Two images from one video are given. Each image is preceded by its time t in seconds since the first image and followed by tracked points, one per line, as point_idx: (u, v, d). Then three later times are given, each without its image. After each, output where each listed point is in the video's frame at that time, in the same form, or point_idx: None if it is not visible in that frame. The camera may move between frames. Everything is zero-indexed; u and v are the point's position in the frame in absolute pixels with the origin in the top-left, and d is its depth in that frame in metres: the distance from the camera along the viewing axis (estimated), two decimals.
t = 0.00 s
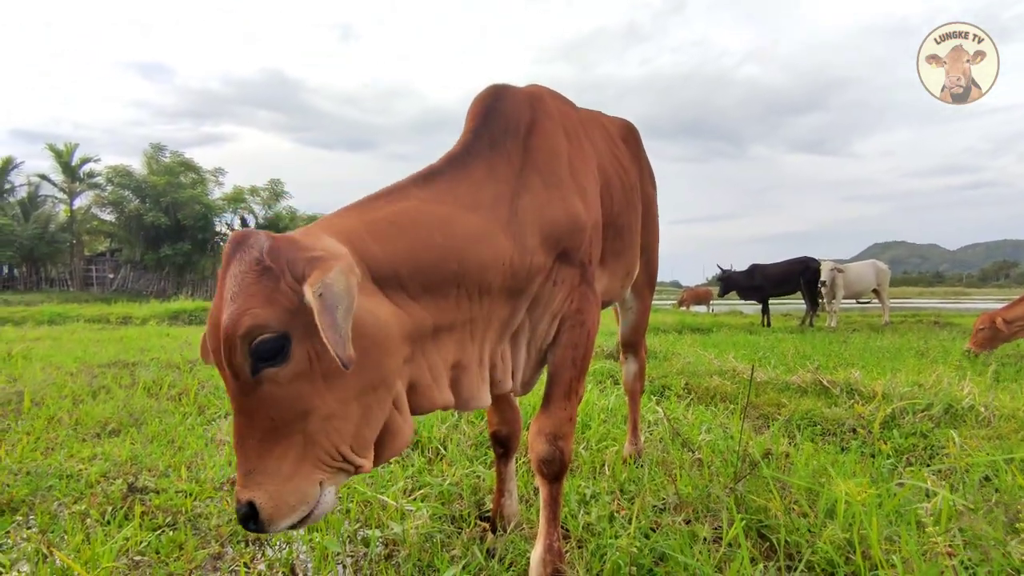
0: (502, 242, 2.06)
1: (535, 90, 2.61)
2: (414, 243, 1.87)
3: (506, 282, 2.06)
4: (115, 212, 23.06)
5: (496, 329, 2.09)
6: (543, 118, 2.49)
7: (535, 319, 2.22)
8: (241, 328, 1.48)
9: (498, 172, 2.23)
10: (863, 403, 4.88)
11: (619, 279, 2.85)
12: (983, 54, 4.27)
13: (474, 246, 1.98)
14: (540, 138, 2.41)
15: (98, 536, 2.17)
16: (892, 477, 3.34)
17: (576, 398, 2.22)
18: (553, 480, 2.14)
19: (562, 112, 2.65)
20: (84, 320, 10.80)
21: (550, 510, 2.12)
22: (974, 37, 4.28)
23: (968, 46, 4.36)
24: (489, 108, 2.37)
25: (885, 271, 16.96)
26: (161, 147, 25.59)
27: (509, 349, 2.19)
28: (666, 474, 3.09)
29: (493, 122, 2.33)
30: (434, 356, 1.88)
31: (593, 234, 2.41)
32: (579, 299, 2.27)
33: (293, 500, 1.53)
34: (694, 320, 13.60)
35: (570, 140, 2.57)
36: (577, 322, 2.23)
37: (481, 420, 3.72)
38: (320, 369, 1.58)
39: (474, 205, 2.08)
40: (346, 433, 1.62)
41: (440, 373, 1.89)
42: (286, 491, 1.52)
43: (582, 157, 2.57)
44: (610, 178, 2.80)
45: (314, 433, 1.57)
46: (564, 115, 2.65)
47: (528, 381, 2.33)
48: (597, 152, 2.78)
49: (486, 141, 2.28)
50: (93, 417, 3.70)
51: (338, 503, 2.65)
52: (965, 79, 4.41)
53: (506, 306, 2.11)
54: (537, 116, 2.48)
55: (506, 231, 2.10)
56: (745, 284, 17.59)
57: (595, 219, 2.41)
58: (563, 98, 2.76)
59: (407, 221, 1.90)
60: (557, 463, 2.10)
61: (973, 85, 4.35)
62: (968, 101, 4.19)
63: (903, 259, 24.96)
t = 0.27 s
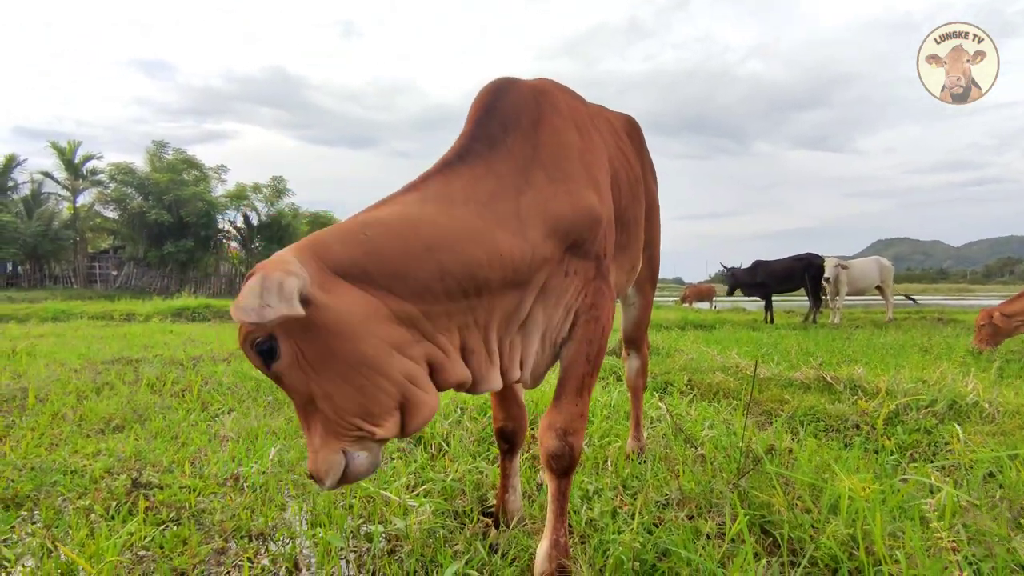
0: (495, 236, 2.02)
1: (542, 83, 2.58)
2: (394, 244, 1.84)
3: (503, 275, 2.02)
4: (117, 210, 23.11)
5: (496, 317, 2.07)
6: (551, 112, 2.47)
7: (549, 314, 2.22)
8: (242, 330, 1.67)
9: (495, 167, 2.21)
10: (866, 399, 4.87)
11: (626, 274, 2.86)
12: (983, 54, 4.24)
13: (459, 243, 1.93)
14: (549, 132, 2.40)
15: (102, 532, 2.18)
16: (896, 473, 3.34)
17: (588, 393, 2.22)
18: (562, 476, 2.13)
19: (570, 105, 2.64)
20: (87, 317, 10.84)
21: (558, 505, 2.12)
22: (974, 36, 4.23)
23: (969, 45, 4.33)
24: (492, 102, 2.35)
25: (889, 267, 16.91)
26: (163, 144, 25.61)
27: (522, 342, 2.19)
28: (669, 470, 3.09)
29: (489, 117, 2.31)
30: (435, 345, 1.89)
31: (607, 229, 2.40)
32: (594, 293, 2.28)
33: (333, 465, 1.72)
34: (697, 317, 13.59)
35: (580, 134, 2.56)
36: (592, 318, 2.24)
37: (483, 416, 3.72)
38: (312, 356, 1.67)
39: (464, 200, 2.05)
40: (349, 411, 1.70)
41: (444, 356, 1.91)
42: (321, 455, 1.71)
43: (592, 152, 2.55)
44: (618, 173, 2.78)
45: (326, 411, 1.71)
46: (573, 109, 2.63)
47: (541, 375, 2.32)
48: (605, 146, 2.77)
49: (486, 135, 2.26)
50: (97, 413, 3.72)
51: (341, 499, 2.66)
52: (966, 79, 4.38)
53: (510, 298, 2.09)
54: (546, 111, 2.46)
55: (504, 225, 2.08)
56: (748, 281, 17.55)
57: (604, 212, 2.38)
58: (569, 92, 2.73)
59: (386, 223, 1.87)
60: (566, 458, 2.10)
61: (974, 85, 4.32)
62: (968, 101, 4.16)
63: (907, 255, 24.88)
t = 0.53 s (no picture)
0: (483, 222, 2.05)
1: (556, 72, 2.55)
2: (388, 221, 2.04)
3: (497, 261, 2.08)
4: (120, 207, 23.16)
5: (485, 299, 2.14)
6: (564, 101, 2.44)
7: (564, 309, 2.22)
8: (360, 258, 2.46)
9: (500, 152, 2.22)
10: (869, 395, 4.86)
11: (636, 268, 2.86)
12: (983, 54, 4.20)
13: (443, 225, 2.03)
14: (561, 122, 2.37)
15: (108, 527, 2.19)
16: (899, 469, 3.33)
17: (600, 389, 2.22)
18: (570, 471, 2.14)
19: (586, 96, 2.60)
20: (90, 314, 10.87)
21: (566, 501, 2.12)
22: (974, 36, 4.19)
23: (968, 46, 4.29)
24: (501, 89, 2.34)
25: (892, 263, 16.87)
26: (165, 141, 25.65)
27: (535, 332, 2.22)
28: (672, 465, 3.09)
29: (499, 100, 2.32)
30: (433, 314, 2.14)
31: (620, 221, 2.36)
32: (608, 288, 2.26)
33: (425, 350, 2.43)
34: (699, 313, 13.57)
35: (596, 126, 2.52)
36: (606, 313, 2.23)
37: (487, 411, 3.72)
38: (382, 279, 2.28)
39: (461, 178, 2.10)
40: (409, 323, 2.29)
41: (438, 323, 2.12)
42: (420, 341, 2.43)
43: (605, 142, 2.52)
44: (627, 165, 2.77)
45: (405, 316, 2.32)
46: (588, 100, 2.59)
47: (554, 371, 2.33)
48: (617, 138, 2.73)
49: (494, 122, 2.27)
50: (101, 409, 3.73)
51: (344, 494, 2.66)
52: (965, 79, 4.35)
53: (508, 285, 2.13)
54: (560, 102, 2.43)
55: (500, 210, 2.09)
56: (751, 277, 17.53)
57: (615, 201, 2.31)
58: (584, 81, 2.69)
59: (386, 196, 2.06)
60: (575, 454, 2.10)
61: (974, 85, 4.29)
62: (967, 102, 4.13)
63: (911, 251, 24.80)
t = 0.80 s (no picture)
0: (491, 210, 2.13)
1: (565, 71, 2.56)
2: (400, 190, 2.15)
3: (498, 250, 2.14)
4: (122, 206, 23.17)
5: (475, 286, 2.25)
6: (569, 98, 2.43)
7: (560, 303, 2.20)
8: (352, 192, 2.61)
9: (507, 144, 2.26)
10: (872, 392, 4.86)
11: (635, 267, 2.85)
12: (983, 54, 4.16)
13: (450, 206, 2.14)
14: (567, 119, 2.36)
15: (112, 523, 2.19)
16: (902, 465, 3.33)
17: (598, 387, 2.20)
18: (571, 467, 2.13)
19: (591, 97, 2.59)
20: (92, 312, 10.88)
21: (566, 498, 2.12)
22: (974, 35, 4.14)
23: (968, 45, 4.24)
24: (509, 86, 2.39)
25: (894, 260, 16.84)
26: (166, 140, 25.66)
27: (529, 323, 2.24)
28: (675, 462, 3.09)
29: (512, 94, 2.37)
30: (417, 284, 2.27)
31: (620, 220, 2.33)
32: (605, 285, 2.22)
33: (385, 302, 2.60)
34: (701, 310, 13.54)
35: (600, 126, 2.51)
36: (603, 310, 2.18)
37: (489, 408, 3.72)
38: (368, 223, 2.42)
39: (476, 163, 2.19)
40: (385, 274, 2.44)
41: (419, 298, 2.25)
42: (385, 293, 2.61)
43: (610, 143, 2.52)
44: (632, 168, 2.76)
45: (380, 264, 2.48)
46: (594, 101, 2.59)
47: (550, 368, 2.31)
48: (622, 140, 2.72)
49: (503, 117, 2.32)
50: (105, 407, 3.74)
51: (347, 491, 2.67)
52: (965, 79, 4.31)
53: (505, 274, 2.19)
54: (564, 98, 2.42)
55: (506, 199, 2.14)
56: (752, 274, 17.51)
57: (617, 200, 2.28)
58: (593, 82, 2.69)
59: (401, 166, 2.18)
60: (575, 450, 2.09)
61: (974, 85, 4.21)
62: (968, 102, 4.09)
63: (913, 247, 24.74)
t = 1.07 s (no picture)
0: (500, 205, 2.15)
1: (562, 69, 2.55)
2: (404, 195, 2.12)
3: (502, 248, 2.14)
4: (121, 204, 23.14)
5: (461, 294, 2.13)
6: (564, 96, 2.42)
7: (561, 300, 2.19)
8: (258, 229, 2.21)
9: (503, 146, 2.28)
10: (872, 389, 4.86)
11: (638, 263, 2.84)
12: (983, 54, 4.14)
13: (460, 207, 2.14)
14: (563, 117, 2.35)
15: (114, 522, 2.19)
16: (902, 462, 3.33)
17: (600, 384, 2.19)
18: (572, 465, 2.13)
19: (589, 94, 2.58)
20: (91, 311, 10.86)
21: (568, 495, 2.12)
22: (974, 35, 4.13)
23: (969, 45, 4.23)
24: (505, 87, 2.39)
25: (893, 257, 16.84)
26: (165, 138, 25.66)
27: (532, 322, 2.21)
28: (676, 459, 3.09)
29: (506, 96, 2.38)
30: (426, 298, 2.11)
31: (619, 215, 2.31)
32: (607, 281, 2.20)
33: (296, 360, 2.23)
34: (701, 307, 13.52)
35: (598, 121, 2.49)
36: (605, 306, 2.17)
37: (490, 406, 3.72)
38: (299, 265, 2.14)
39: (476, 168, 2.23)
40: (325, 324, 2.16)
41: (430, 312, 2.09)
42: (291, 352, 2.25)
43: (610, 138, 2.49)
44: (632, 163, 2.74)
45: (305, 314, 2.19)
46: (591, 97, 2.57)
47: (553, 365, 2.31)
48: (622, 137, 2.70)
49: (499, 119, 2.34)
50: (104, 405, 3.73)
51: (348, 489, 2.66)
52: (966, 79, 4.30)
53: (514, 274, 2.17)
54: (560, 96, 2.41)
55: (508, 199, 2.16)
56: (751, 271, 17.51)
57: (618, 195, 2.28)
58: (589, 79, 2.67)
59: (400, 173, 2.15)
60: (576, 448, 2.09)
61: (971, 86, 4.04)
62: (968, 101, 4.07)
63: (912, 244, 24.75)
